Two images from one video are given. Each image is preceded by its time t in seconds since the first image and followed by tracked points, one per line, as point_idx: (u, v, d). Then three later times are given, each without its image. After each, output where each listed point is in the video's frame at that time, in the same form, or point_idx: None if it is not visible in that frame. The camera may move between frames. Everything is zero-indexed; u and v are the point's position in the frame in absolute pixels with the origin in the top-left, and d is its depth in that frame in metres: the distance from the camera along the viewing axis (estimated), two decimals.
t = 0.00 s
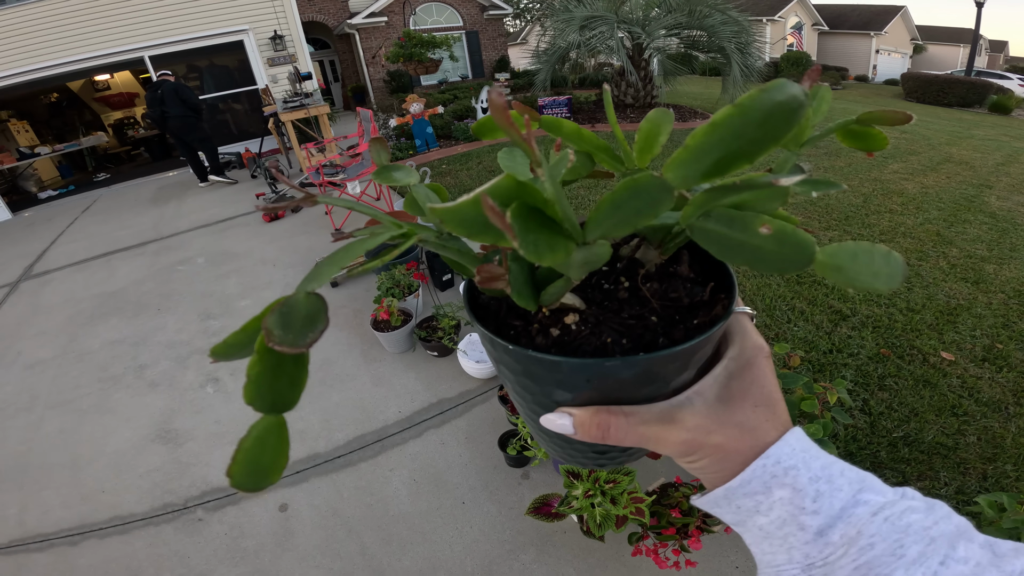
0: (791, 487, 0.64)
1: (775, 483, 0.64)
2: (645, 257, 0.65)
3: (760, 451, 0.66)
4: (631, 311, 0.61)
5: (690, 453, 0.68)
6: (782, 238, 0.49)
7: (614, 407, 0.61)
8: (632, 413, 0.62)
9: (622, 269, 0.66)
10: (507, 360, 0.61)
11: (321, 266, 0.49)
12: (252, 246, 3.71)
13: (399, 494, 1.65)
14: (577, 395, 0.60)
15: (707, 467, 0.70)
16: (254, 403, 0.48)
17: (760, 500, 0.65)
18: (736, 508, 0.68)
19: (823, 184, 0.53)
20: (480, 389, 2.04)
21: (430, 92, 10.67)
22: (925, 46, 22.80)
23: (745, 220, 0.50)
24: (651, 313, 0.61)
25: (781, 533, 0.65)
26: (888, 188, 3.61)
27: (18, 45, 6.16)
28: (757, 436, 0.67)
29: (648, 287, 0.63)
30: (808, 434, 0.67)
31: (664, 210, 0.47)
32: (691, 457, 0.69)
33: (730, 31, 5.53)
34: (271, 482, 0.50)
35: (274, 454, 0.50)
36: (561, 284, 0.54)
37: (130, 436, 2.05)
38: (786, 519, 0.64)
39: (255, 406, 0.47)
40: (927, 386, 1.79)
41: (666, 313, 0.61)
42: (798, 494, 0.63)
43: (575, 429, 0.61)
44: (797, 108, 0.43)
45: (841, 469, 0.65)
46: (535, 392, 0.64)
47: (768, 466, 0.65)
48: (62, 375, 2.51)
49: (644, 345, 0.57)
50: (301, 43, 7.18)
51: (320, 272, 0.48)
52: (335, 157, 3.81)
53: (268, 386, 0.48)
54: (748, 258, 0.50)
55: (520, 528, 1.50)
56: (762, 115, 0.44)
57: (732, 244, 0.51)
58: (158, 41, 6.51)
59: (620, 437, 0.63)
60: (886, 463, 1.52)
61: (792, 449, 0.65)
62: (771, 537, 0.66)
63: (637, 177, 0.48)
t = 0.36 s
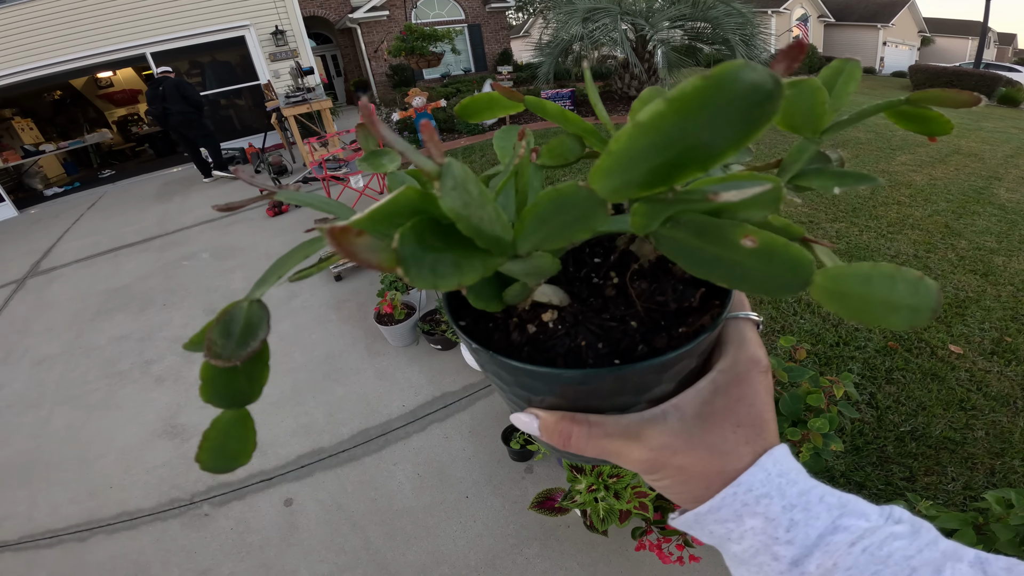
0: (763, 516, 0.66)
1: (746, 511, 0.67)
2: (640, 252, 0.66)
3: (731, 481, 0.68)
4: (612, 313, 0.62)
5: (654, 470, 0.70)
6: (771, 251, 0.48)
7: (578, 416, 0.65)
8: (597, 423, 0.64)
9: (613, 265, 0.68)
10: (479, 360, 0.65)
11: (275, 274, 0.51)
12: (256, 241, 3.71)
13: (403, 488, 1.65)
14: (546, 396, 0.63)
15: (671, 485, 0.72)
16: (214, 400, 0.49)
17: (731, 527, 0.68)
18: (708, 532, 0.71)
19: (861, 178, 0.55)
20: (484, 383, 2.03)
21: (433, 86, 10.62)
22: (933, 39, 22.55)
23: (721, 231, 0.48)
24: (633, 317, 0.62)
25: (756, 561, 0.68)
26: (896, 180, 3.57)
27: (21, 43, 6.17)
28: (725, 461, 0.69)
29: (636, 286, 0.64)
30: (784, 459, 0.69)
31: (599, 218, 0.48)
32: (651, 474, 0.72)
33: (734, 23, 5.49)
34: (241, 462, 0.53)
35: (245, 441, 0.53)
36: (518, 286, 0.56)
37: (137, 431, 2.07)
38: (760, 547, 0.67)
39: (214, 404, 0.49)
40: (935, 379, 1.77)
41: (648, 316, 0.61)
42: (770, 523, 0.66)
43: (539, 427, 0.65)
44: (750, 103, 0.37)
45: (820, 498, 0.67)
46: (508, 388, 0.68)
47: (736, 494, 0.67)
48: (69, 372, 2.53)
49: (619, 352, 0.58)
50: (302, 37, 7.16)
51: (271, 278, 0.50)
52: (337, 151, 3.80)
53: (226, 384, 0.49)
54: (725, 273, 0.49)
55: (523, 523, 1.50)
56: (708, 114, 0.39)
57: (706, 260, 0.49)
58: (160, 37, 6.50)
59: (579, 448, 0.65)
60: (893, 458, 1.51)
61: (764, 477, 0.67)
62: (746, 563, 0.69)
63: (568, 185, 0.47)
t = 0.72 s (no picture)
0: (713, 556, 0.70)
1: (696, 551, 0.70)
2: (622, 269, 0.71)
3: (678, 521, 0.71)
4: (585, 332, 0.66)
5: (598, 494, 0.75)
6: (700, 294, 0.47)
7: (537, 428, 0.73)
8: (553, 439, 0.72)
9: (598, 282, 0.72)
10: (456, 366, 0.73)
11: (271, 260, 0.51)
12: (262, 235, 3.71)
13: (407, 483, 1.65)
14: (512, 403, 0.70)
15: (615, 512, 0.77)
16: (200, 379, 0.51)
17: (682, 565, 0.73)
18: (662, 568, 0.75)
19: (865, 205, 0.52)
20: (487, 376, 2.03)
21: (438, 79, 10.59)
22: (948, 30, 22.17)
23: (647, 270, 0.48)
24: (602, 338, 0.66)
25: None
26: (909, 172, 3.52)
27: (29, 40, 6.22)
28: (670, 497, 0.72)
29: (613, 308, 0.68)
30: (739, 496, 0.71)
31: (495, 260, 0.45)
32: (599, 495, 0.77)
33: (743, 14, 5.42)
34: (222, 437, 0.54)
35: (226, 416, 0.54)
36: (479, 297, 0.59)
37: (145, 425, 2.08)
38: None
39: (197, 379, 0.51)
40: (948, 375, 1.74)
41: (618, 339, 0.65)
42: (721, 562, 0.70)
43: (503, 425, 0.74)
44: (572, 141, 0.36)
45: (774, 535, 0.71)
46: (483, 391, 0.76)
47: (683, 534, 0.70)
48: (79, 367, 2.55)
49: (581, 372, 0.62)
50: (307, 32, 7.16)
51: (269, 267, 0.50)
52: (342, 144, 3.80)
53: (213, 362, 0.52)
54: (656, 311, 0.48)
55: (526, 518, 1.50)
56: (540, 158, 0.37)
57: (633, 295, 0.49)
58: (166, 33, 6.53)
59: (529, 456, 0.74)
60: (904, 455, 1.49)
61: (713, 515, 0.70)
62: None
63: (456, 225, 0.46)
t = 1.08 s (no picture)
0: (670, 558, 0.71)
1: (653, 553, 0.71)
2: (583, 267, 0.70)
3: (635, 523, 0.72)
4: (542, 334, 0.66)
5: (556, 494, 0.75)
6: (640, 297, 0.46)
7: (493, 430, 0.72)
8: (510, 442, 0.71)
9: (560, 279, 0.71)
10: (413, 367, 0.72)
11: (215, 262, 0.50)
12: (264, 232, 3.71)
13: (400, 487, 1.63)
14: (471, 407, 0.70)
15: (573, 513, 0.76)
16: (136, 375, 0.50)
17: (643, 567, 0.73)
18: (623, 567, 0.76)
19: (816, 202, 0.49)
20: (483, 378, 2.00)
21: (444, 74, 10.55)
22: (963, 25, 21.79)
23: (587, 271, 0.47)
24: (557, 339, 0.65)
25: None
26: (922, 168, 3.44)
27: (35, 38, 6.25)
28: (625, 498, 0.72)
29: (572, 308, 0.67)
30: (692, 497, 0.72)
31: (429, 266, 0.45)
32: (556, 498, 0.76)
33: (751, 7, 5.34)
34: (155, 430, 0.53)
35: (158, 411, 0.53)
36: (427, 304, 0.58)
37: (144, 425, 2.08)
38: None
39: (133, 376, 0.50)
40: (957, 381, 1.69)
41: (573, 341, 0.65)
42: (677, 562, 0.71)
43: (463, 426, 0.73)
44: (478, 146, 0.36)
45: (730, 534, 0.71)
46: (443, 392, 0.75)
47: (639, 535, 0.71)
48: (81, 365, 2.56)
49: (536, 375, 0.62)
50: (311, 28, 7.15)
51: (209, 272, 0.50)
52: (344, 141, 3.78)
53: (150, 361, 0.50)
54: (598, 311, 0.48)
55: (519, 524, 1.48)
56: (451, 163, 0.36)
57: (574, 293, 0.48)
58: (171, 30, 6.54)
59: (487, 458, 0.72)
60: (907, 464, 1.45)
61: (667, 517, 0.71)
62: None
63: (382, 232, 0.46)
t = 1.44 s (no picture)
0: (675, 556, 0.69)
1: (657, 553, 0.69)
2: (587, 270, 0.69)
3: (640, 520, 0.70)
4: (545, 336, 0.65)
5: (560, 495, 0.73)
6: (645, 310, 0.45)
7: (497, 432, 0.69)
8: (514, 442, 0.69)
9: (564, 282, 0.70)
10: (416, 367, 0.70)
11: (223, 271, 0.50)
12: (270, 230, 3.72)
13: (398, 487, 1.63)
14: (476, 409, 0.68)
15: (578, 512, 0.75)
16: (157, 393, 0.49)
17: (647, 566, 0.71)
18: (627, 567, 0.74)
19: (816, 211, 0.46)
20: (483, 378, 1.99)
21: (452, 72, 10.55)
22: (981, 24, 21.38)
23: (591, 283, 0.46)
24: (561, 341, 0.64)
25: None
26: (935, 169, 3.38)
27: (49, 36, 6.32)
28: (630, 497, 0.70)
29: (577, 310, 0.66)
30: (695, 496, 0.70)
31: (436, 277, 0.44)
32: (560, 498, 0.74)
33: (762, 5, 5.27)
34: (184, 447, 0.53)
35: (185, 427, 0.53)
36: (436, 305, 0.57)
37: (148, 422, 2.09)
38: None
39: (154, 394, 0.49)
40: (965, 389, 1.65)
41: (578, 344, 0.64)
42: (681, 561, 0.69)
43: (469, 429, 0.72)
44: (495, 158, 0.36)
45: (734, 532, 0.70)
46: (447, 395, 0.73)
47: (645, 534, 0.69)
48: (89, 361, 2.58)
49: (540, 376, 0.61)
50: (320, 26, 7.17)
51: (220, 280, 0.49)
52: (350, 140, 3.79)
53: (170, 374, 0.50)
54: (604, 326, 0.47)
55: (516, 527, 1.46)
56: (463, 177, 0.37)
57: (580, 308, 0.47)
58: (181, 28, 6.59)
59: (493, 460, 0.70)
60: (910, 472, 1.42)
61: (670, 516, 0.69)
62: None
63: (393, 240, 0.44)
